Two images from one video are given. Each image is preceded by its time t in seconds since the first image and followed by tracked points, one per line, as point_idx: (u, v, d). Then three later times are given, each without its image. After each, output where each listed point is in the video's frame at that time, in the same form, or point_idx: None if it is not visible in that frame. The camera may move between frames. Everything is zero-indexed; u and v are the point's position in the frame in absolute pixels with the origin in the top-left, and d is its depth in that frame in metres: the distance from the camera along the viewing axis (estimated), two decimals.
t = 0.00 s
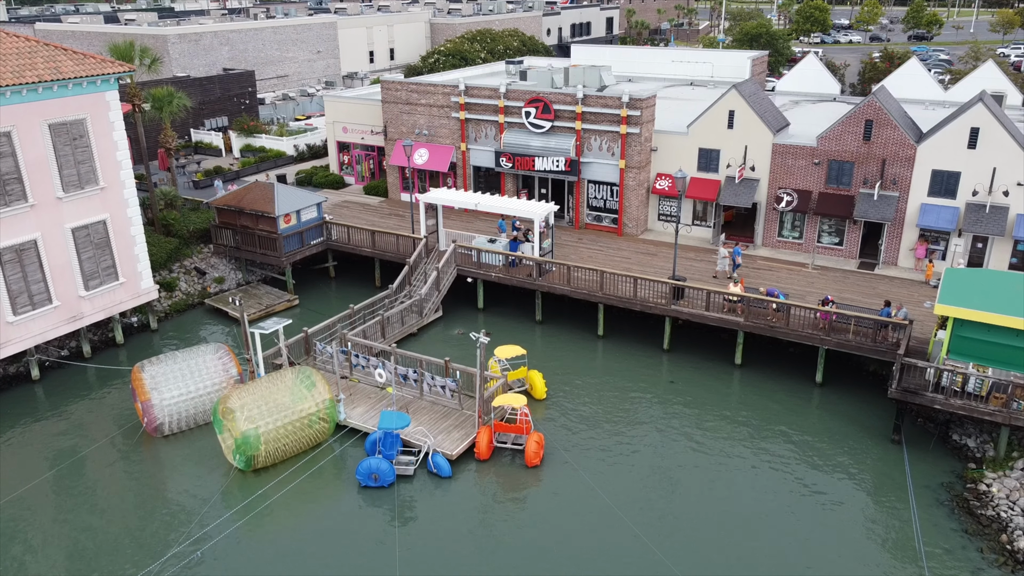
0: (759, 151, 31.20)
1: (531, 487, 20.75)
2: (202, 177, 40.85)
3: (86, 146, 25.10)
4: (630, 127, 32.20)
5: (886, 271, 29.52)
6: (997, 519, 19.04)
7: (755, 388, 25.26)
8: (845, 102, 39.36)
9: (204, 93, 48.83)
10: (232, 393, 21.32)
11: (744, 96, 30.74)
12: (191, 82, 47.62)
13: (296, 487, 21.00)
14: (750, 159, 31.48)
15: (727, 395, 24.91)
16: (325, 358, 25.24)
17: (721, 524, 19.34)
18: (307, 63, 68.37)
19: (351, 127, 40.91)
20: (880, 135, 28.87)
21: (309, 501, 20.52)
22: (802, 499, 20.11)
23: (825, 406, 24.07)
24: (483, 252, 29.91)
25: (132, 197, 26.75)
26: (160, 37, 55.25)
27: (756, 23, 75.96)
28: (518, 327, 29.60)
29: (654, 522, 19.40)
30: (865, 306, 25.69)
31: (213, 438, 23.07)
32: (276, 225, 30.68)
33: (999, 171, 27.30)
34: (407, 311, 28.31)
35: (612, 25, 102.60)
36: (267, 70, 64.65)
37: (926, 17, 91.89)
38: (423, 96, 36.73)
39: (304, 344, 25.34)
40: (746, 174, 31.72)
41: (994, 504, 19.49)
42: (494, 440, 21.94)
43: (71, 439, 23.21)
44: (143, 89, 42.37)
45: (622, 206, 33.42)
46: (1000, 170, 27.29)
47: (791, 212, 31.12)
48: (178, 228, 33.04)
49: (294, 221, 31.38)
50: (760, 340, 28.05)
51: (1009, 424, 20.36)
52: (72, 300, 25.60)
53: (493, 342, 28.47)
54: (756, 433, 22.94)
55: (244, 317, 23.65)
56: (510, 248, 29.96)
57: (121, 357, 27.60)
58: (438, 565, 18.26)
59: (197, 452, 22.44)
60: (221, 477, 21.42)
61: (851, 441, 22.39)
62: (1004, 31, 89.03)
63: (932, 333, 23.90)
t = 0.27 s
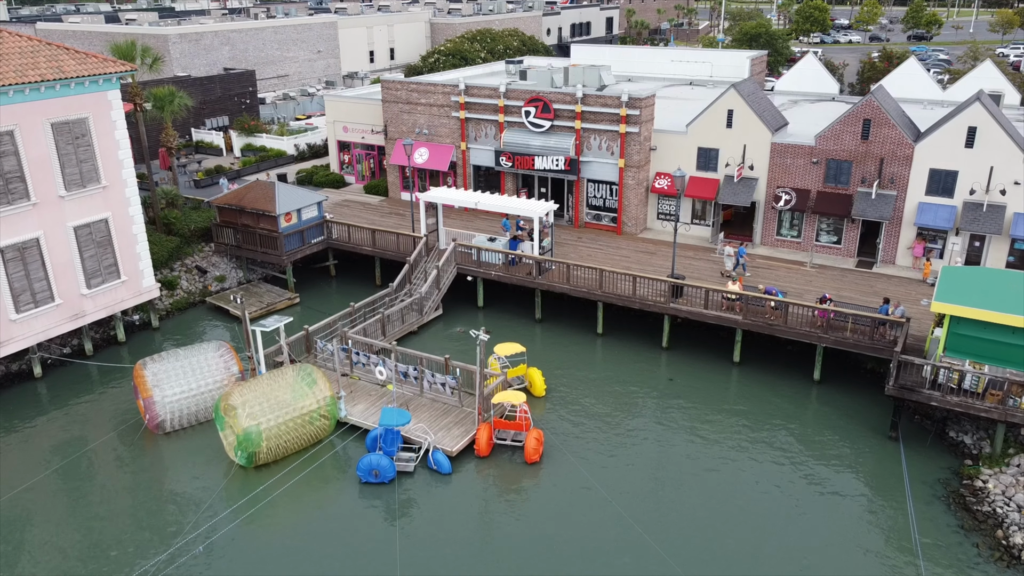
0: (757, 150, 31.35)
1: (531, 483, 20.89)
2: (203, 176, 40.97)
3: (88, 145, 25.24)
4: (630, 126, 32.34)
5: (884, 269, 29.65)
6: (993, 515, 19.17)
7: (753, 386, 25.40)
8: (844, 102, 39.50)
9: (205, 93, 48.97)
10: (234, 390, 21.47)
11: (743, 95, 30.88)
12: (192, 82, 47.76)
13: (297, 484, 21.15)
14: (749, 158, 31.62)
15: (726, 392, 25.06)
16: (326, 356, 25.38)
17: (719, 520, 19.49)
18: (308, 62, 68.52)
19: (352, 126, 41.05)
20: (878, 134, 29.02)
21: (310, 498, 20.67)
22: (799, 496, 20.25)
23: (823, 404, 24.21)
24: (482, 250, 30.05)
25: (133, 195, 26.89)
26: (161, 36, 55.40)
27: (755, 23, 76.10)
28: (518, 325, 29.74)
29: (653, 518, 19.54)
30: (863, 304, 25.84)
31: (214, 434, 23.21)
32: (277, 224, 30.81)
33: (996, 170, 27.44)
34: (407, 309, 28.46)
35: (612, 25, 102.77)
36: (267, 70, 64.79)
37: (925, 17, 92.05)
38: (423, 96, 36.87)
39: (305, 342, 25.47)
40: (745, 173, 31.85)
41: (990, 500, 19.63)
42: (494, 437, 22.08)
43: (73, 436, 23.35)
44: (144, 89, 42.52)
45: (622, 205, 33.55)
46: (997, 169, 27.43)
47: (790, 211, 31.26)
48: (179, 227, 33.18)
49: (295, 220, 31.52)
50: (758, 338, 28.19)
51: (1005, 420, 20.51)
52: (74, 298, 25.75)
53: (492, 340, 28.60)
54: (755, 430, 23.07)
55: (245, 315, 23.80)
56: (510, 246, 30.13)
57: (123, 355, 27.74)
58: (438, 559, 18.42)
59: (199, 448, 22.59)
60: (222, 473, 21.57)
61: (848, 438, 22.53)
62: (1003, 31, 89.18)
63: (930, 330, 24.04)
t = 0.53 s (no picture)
0: (756, 149, 31.51)
1: (530, 479, 21.05)
2: (203, 175, 41.13)
3: (90, 144, 25.39)
4: (629, 125, 32.51)
5: (882, 268, 29.81)
6: (988, 510, 19.34)
7: (752, 383, 25.56)
8: (842, 101, 39.65)
9: (206, 92, 49.11)
10: (236, 386, 21.62)
11: (742, 94, 31.03)
12: (193, 81, 47.90)
13: (298, 480, 21.32)
14: (747, 157, 31.78)
15: (724, 389, 25.22)
16: (327, 354, 25.53)
17: (717, 515, 19.65)
18: (308, 62, 68.66)
19: (352, 126, 41.20)
20: (876, 133, 29.18)
21: (311, 494, 20.83)
22: (796, 491, 20.41)
23: (821, 401, 24.37)
24: (482, 249, 30.20)
25: (135, 194, 27.04)
26: (162, 36, 55.53)
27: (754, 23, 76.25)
28: (517, 323, 29.90)
29: (651, 513, 19.70)
30: (860, 302, 26.00)
31: (216, 431, 23.37)
32: (278, 222, 30.96)
33: (993, 168, 27.61)
34: (408, 307, 28.62)
35: (611, 25, 102.92)
36: (268, 69, 64.93)
37: (924, 17, 92.20)
38: (423, 95, 37.02)
39: (306, 340, 25.62)
40: (743, 171, 32.00)
41: (985, 495, 19.80)
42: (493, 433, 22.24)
43: (75, 432, 23.50)
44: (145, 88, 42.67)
45: (621, 203, 33.69)
46: (994, 167, 27.61)
47: (788, 209, 31.42)
48: (181, 226, 33.34)
49: (296, 218, 31.63)
50: (757, 335, 28.35)
51: (1001, 417, 20.68)
52: (76, 296, 25.90)
53: (492, 338, 28.76)
54: (753, 427, 23.22)
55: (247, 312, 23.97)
56: (510, 245, 30.31)
57: (124, 352, 27.90)
58: (439, 554, 18.60)
59: (201, 445, 22.74)
60: (224, 469, 21.73)
61: (846, 434, 22.69)
62: (1002, 31, 89.35)
63: (926, 328, 24.21)
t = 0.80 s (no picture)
0: (755, 148, 31.68)
1: (530, 475, 21.22)
2: (205, 175, 41.30)
3: (93, 143, 25.56)
4: (628, 124, 32.69)
5: (880, 266, 29.98)
6: (984, 505, 19.51)
7: (750, 380, 25.73)
8: (841, 100, 39.83)
9: (207, 91, 49.28)
10: (238, 383, 21.78)
11: (740, 94, 31.21)
12: (194, 81, 48.07)
13: (299, 475, 21.50)
14: (746, 156, 31.97)
15: (723, 386, 25.39)
16: (328, 351, 25.70)
17: (715, 510, 19.82)
18: (309, 62, 68.83)
19: (353, 125, 41.37)
20: (873, 132, 29.36)
21: (312, 489, 21.01)
22: (794, 487, 20.58)
23: (819, 397, 24.53)
24: (482, 247, 30.37)
25: (138, 192, 27.20)
26: (163, 36, 55.71)
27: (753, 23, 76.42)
28: (517, 320, 30.07)
29: (649, 508, 19.87)
30: (858, 299, 26.17)
31: (218, 427, 23.55)
32: (279, 221, 31.13)
33: (989, 167, 27.80)
34: (409, 304, 28.80)
35: (611, 25, 103.10)
36: (268, 69, 65.09)
37: (924, 17, 92.36)
38: (424, 94, 37.20)
39: (307, 337, 25.76)
40: (742, 170, 32.17)
41: (981, 490, 19.97)
42: (493, 429, 22.41)
43: (78, 428, 23.67)
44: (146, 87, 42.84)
45: (620, 202, 33.86)
46: (991, 166, 27.80)
47: (786, 208, 31.60)
48: (183, 224, 33.51)
49: (297, 216, 31.79)
50: (755, 333, 28.51)
51: (997, 412, 20.87)
52: (79, 294, 26.07)
53: (492, 335, 28.94)
54: (750, 423, 23.40)
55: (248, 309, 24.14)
56: (510, 243, 30.50)
57: (126, 350, 28.07)
58: (439, 548, 18.77)
59: (202, 441, 22.91)
60: (226, 465, 21.90)
61: (843, 430, 22.86)
62: (1002, 30, 89.48)
63: (923, 325, 24.39)
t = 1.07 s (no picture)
0: (753, 146, 31.87)
1: (530, 469, 21.43)
2: (206, 173, 41.50)
3: (95, 141, 25.75)
4: (627, 123, 32.89)
5: (877, 263, 30.18)
6: (979, 498, 19.72)
7: (748, 376, 25.92)
8: (839, 99, 40.02)
9: (208, 90, 49.46)
10: (240, 378, 21.96)
11: (739, 92, 31.40)
12: (195, 80, 48.26)
13: (301, 470, 21.70)
14: (745, 154, 32.16)
15: (721, 382, 25.57)
16: (329, 347, 25.86)
17: (713, 504, 20.03)
18: (309, 61, 69.00)
19: (353, 124, 41.56)
20: (871, 131, 29.56)
21: (314, 484, 21.21)
22: (791, 481, 20.79)
23: (816, 393, 24.73)
24: (482, 244, 30.54)
25: (140, 190, 27.38)
26: (164, 35, 55.90)
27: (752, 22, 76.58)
28: (517, 318, 30.27)
29: (648, 502, 20.08)
30: (855, 296, 26.36)
31: (220, 423, 23.75)
32: (281, 219, 31.32)
33: (986, 165, 28.01)
34: (409, 302, 28.99)
35: (611, 24, 103.31)
36: (269, 68, 65.28)
37: (923, 16, 92.52)
38: (424, 93, 37.38)
39: (309, 333, 25.94)
40: (740, 168, 32.36)
41: (976, 484, 20.18)
42: (493, 424, 22.61)
43: (81, 424, 23.87)
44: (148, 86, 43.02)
45: (619, 200, 34.03)
46: (987, 164, 28.00)
47: (784, 206, 31.78)
48: (184, 222, 33.71)
49: (299, 214, 31.97)
50: (753, 330, 28.71)
51: (992, 407, 21.09)
52: (82, 291, 26.24)
53: (492, 332, 29.14)
54: (748, 418, 23.60)
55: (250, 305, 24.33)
56: (510, 241, 30.81)
57: (129, 347, 28.26)
58: (440, 541, 18.98)
59: (205, 436, 23.11)
60: (228, 460, 22.09)
61: (840, 426, 23.07)
62: (1001, 30, 89.61)
63: (919, 321, 24.60)
